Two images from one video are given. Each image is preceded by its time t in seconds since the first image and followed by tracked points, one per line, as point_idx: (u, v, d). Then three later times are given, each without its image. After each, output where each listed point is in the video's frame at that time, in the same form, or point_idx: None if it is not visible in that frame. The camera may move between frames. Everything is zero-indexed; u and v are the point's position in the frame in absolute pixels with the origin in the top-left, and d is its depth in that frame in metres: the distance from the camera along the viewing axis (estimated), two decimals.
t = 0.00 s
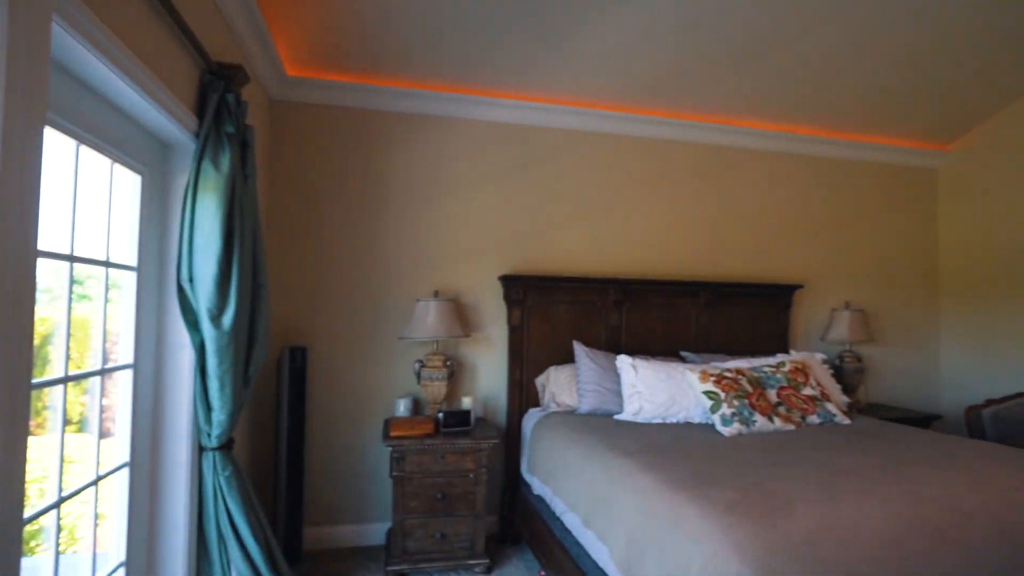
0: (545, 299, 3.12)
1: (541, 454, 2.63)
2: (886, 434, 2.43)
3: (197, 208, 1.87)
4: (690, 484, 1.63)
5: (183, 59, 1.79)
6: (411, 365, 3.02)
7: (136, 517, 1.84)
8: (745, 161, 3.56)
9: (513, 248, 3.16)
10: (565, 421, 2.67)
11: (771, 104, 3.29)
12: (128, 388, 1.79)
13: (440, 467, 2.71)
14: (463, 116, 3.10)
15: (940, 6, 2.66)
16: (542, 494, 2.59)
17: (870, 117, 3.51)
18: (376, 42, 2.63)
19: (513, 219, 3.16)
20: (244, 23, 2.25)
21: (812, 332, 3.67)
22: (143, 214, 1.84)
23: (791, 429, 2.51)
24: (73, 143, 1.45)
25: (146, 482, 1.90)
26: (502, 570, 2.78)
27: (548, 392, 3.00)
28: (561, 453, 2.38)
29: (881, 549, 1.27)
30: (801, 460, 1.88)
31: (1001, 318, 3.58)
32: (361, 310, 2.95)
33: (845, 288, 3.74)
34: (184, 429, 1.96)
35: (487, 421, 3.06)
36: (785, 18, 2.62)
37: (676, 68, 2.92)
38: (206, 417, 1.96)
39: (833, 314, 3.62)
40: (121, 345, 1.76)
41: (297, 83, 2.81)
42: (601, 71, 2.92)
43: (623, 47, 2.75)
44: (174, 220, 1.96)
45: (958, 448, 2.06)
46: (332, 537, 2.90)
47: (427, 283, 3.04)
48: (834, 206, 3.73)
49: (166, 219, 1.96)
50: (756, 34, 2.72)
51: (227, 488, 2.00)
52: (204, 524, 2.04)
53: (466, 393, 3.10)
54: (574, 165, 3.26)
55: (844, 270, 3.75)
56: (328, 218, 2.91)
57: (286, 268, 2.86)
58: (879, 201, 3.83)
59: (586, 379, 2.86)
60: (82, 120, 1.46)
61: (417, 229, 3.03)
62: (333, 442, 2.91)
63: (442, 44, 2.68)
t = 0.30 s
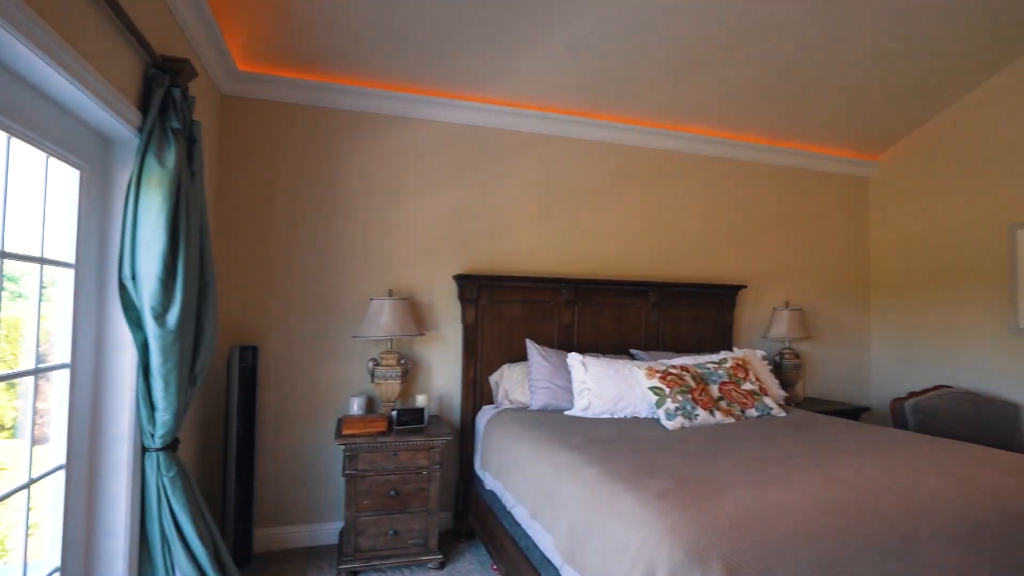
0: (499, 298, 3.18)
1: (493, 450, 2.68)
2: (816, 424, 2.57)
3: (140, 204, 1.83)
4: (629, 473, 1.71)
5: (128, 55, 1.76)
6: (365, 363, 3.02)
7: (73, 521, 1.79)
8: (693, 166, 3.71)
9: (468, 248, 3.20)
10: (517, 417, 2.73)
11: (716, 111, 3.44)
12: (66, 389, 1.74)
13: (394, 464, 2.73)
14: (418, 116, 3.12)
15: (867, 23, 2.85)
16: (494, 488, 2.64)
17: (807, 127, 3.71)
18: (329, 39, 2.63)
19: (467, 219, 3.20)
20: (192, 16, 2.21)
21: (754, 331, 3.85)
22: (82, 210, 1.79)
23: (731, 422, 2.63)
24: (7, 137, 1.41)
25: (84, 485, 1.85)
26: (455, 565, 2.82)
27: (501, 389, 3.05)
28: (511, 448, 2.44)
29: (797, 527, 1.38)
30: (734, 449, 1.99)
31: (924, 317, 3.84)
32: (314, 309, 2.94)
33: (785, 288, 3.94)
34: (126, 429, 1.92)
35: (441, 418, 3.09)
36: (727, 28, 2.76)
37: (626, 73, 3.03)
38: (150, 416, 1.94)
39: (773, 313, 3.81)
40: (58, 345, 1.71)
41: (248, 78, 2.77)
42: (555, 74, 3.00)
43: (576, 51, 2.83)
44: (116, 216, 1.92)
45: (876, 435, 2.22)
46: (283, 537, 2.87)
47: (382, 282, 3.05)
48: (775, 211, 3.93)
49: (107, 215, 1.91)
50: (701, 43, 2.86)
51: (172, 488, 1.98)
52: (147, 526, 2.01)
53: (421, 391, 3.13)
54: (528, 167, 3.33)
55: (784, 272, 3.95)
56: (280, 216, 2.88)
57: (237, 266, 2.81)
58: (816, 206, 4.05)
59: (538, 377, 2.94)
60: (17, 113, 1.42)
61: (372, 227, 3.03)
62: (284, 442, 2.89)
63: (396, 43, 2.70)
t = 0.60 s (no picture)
0: (453, 296, 3.21)
1: (444, 446, 2.70)
2: (754, 416, 2.69)
3: (73, 198, 1.77)
4: (572, 464, 1.77)
5: (60, 45, 1.70)
6: (315, 362, 2.99)
7: None
8: (642, 168, 3.83)
9: (421, 246, 3.21)
10: (469, 414, 2.76)
11: (664, 115, 3.57)
12: None
13: (344, 463, 2.71)
14: (371, 114, 3.11)
15: (802, 35, 3.01)
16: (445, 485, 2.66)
17: (750, 134, 3.89)
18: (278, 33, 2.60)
19: (421, 218, 3.21)
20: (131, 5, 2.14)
21: (701, 329, 4.00)
22: (9, 204, 1.72)
23: (674, 417, 2.71)
24: None
25: (11, 491, 1.77)
26: (407, 563, 2.82)
27: (454, 387, 3.08)
28: (461, 444, 2.47)
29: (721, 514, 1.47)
30: (673, 440, 2.08)
31: (856, 315, 4.07)
32: (263, 307, 2.89)
33: (730, 288, 4.11)
34: (57, 431, 1.85)
35: (393, 417, 3.09)
36: (672, 35, 2.86)
37: (577, 77, 3.11)
38: (84, 418, 1.88)
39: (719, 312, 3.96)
40: None
41: (193, 71, 2.70)
42: (507, 75, 3.04)
43: (527, 53, 2.89)
44: (47, 210, 1.84)
45: (806, 426, 2.35)
46: (229, 541, 2.81)
47: (333, 280, 3.03)
48: (721, 213, 4.09)
49: (37, 209, 1.84)
50: (648, 49, 2.96)
51: (108, 492, 1.92)
52: (80, 532, 1.94)
53: (373, 389, 3.12)
54: (482, 167, 3.36)
55: (729, 272, 4.11)
56: (227, 213, 2.83)
57: (181, 264, 2.74)
58: (759, 210, 4.24)
59: (490, 374, 2.97)
60: None
61: (323, 225, 3.00)
62: (231, 443, 2.83)
63: (347, 39, 2.68)
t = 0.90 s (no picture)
0: (403, 295, 3.18)
1: (391, 447, 2.68)
2: (694, 412, 2.79)
3: None
4: (514, 461, 1.78)
5: None
6: (259, 363, 2.91)
7: None
8: (592, 171, 3.90)
9: (370, 245, 3.17)
10: (417, 414, 2.75)
11: (613, 119, 3.64)
12: None
13: (288, 466, 2.65)
14: (318, 110, 3.05)
15: (744, 46, 3.13)
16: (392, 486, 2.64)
17: (695, 139, 4.02)
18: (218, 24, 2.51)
19: (370, 216, 3.18)
20: None
21: (649, 328, 4.10)
22: None
23: (619, 413, 2.77)
24: None
25: None
26: (354, 565, 2.78)
27: (403, 387, 3.05)
28: (408, 444, 2.45)
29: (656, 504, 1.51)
30: (615, 437, 2.13)
31: (794, 314, 4.27)
32: (202, 306, 2.79)
33: (676, 288, 4.23)
34: None
35: (341, 418, 3.04)
36: (620, 41, 2.93)
37: (527, 79, 3.14)
38: None
39: (666, 311, 4.07)
40: None
41: (125, 59, 2.58)
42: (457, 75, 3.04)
43: (477, 53, 2.90)
44: None
45: (741, 421, 2.45)
46: (165, 551, 2.70)
47: (278, 279, 2.95)
48: (668, 215, 4.21)
49: None
50: (597, 53, 3.01)
51: (26, 502, 1.81)
52: None
53: (319, 390, 3.06)
54: (433, 166, 3.35)
55: (676, 273, 4.24)
56: (164, 208, 2.71)
57: (111, 261, 2.61)
58: (705, 213, 4.38)
59: (439, 374, 2.97)
60: None
61: (267, 222, 2.93)
62: (168, 448, 2.71)
63: (292, 34, 2.62)
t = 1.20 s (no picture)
0: (350, 294, 3.15)
1: (334, 447, 2.64)
2: (635, 408, 2.88)
3: None
4: (453, 457, 1.80)
5: None
6: (197, 364, 2.82)
7: None
8: (541, 172, 3.97)
9: (316, 243, 3.13)
10: (362, 413, 2.72)
11: (562, 121, 3.72)
12: None
13: (227, 469, 2.58)
14: (260, 104, 2.99)
15: (684, 53, 3.26)
16: (336, 487, 2.60)
17: (641, 143, 4.14)
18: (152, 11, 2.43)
19: (315, 214, 3.13)
20: None
21: (596, 327, 4.19)
22: None
23: (564, 410, 2.83)
24: None
25: None
26: (296, 569, 2.73)
27: (348, 387, 3.02)
28: (351, 443, 2.43)
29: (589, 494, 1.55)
30: (555, 432, 2.19)
31: (733, 314, 4.46)
32: (135, 304, 2.69)
33: (623, 288, 4.35)
34: None
35: (284, 419, 2.98)
36: (565, 43, 3.00)
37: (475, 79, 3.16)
38: None
39: (612, 311, 4.18)
40: None
41: (50, 44, 2.45)
42: (405, 72, 3.04)
43: (425, 51, 2.90)
44: None
45: (677, 416, 2.55)
46: (91, 561, 2.58)
47: (218, 277, 2.87)
48: (615, 217, 4.33)
49: None
50: (544, 55, 3.07)
51: None
52: None
53: (261, 391, 2.99)
54: (381, 164, 3.34)
55: (622, 274, 4.35)
56: (93, 202, 2.60)
57: (33, 257, 2.47)
58: (650, 215, 4.52)
59: (386, 373, 2.95)
60: None
61: (206, 218, 2.84)
62: (96, 454, 2.59)
63: (233, 24, 2.56)
